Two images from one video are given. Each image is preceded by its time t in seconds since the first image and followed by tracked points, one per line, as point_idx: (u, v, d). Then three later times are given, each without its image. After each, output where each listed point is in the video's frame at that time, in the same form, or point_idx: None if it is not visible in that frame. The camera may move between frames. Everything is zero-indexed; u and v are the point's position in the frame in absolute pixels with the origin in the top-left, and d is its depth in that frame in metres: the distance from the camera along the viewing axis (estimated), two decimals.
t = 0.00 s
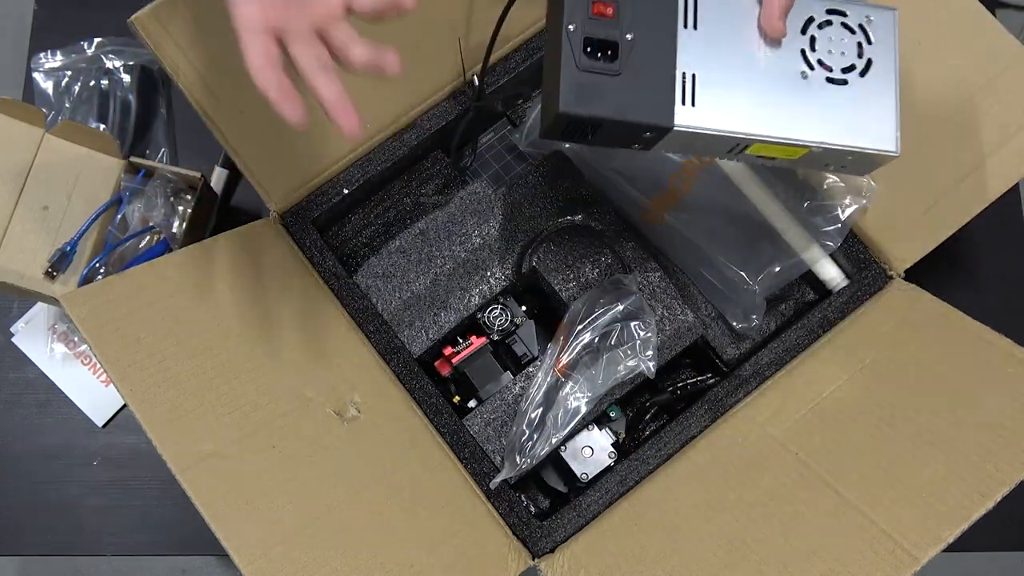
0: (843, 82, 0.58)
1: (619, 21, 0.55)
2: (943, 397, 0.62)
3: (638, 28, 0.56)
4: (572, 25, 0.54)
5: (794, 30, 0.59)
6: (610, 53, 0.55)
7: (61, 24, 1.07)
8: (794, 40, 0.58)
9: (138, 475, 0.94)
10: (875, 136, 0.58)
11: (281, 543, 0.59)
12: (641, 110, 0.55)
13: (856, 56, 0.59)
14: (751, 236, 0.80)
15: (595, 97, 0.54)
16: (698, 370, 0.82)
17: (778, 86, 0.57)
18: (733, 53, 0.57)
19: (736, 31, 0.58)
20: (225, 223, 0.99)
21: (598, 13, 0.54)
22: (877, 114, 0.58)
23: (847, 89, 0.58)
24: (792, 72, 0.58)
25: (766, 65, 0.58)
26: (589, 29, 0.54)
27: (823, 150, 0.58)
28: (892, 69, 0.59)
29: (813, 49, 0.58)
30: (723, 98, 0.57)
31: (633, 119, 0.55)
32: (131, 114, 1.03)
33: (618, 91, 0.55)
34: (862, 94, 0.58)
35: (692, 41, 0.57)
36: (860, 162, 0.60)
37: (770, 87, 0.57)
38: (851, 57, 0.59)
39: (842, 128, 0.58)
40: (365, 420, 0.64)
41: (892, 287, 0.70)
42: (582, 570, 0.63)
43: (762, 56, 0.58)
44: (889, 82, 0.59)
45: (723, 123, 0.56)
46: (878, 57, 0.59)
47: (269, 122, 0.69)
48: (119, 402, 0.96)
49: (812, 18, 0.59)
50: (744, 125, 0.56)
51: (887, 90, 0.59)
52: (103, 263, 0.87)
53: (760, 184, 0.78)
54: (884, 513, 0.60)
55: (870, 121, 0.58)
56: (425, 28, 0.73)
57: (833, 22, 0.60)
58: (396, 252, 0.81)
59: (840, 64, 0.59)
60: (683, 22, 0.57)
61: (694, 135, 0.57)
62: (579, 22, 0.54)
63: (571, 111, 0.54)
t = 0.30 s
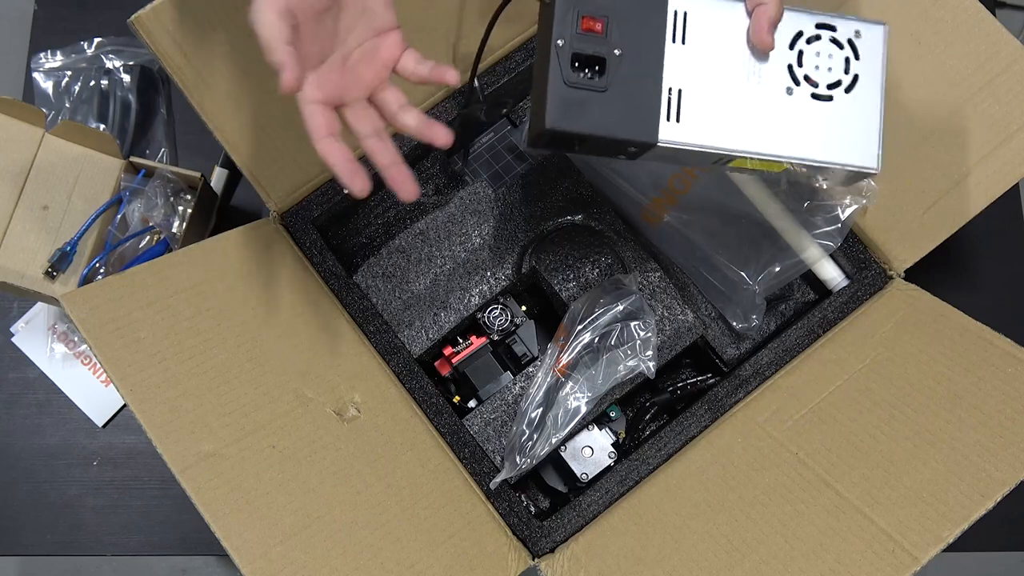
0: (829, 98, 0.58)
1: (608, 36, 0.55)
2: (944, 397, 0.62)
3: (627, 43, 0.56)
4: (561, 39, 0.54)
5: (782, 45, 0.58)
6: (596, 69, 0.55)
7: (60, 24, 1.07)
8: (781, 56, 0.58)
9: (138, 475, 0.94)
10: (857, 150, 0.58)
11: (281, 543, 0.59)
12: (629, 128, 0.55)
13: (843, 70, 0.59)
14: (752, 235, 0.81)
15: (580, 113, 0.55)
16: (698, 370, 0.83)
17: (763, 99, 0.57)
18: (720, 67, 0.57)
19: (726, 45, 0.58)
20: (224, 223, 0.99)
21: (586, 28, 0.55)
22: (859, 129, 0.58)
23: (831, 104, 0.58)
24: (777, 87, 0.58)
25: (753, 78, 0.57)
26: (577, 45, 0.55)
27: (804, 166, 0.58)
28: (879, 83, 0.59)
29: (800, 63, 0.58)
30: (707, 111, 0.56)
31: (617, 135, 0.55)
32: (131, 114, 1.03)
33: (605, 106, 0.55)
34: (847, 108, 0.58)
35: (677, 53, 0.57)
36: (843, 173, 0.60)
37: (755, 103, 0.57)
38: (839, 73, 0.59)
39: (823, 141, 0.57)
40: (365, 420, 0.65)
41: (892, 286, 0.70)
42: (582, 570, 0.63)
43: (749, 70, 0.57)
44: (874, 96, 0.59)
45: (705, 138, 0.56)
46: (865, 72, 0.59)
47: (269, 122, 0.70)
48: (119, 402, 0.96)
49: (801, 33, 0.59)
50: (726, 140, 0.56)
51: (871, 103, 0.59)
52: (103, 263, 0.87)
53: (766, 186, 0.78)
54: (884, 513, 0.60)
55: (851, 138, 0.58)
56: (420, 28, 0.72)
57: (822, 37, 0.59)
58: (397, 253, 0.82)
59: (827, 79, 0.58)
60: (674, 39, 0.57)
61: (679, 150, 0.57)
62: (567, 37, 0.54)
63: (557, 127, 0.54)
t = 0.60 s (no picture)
0: (800, 116, 0.58)
1: (582, 45, 0.57)
2: (944, 398, 0.62)
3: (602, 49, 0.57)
4: (534, 47, 0.56)
5: (757, 61, 0.58)
6: (567, 76, 0.56)
7: (61, 24, 1.07)
8: (755, 70, 0.58)
9: (138, 475, 0.94)
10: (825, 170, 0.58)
11: (281, 543, 0.59)
12: (599, 138, 0.56)
13: (818, 89, 0.58)
14: (751, 232, 0.80)
15: (548, 122, 0.56)
16: (698, 369, 0.83)
17: (734, 114, 0.57)
18: (692, 80, 0.57)
19: (700, 57, 0.58)
20: (225, 223, 1.00)
21: (561, 36, 0.56)
22: (830, 147, 0.58)
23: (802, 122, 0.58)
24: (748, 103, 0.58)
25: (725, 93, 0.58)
26: (550, 53, 0.56)
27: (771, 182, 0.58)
28: (853, 103, 0.59)
29: (775, 79, 0.58)
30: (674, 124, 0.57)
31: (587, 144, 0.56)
32: (131, 114, 1.03)
33: (573, 116, 0.56)
34: (819, 126, 0.58)
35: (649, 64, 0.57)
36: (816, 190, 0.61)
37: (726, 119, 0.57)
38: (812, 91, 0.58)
39: (792, 160, 0.57)
40: (365, 419, 0.65)
41: (891, 286, 0.70)
42: (582, 570, 0.63)
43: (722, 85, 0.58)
44: (849, 116, 0.58)
45: (671, 152, 0.57)
46: (840, 92, 0.59)
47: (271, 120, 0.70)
48: (119, 402, 0.96)
49: (778, 50, 0.59)
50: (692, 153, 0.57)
51: (843, 124, 0.58)
52: (103, 263, 0.87)
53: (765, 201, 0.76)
54: (884, 513, 0.60)
55: (822, 159, 0.58)
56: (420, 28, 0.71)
57: (799, 54, 0.59)
58: (397, 253, 0.82)
59: (801, 97, 0.58)
60: (647, 49, 0.57)
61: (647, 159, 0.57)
62: (541, 44, 0.56)
63: (523, 133, 0.56)
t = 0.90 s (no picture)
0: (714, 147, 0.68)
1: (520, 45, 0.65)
2: (944, 399, 0.62)
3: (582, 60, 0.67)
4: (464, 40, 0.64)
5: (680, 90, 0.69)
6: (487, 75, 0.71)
7: (61, 24, 1.07)
8: (676, 98, 0.69)
9: (138, 475, 0.94)
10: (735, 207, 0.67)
11: (280, 543, 0.59)
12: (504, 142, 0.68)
13: (737, 125, 0.69)
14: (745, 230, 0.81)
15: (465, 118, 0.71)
16: (698, 370, 0.82)
17: (648, 136, 0.67)
18: (614, 100, 0.68)
19: (626, 74, 0.68)
20: (224, 222, 1.00)
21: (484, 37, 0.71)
22: (745, 186, 0.67)
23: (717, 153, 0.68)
24: (665, 126, 0.68)
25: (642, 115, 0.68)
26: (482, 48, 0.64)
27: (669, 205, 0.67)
28: (770, 139, 0.69)
29: (694, 108, 0.69)
30: (587, 135, 0.67)
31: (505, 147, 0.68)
32: (131, 114, 1.03)
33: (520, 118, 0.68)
34: (733, 158, 0.68)
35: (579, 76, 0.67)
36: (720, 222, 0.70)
37: (647, 148, 0.67)
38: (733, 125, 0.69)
39: (699, 186, 0.67)
40: (365, 419, 0.65)
41: (892, 285, 0.71)
42: (582, 570, 0.63)
43: (640, 105, 0.68)
44: (760, 152, 0.69)
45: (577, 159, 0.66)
46: (758, 129, 0.69)
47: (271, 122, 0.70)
48: (119, 402, 0.96)
49: (703, 81, 0.69)
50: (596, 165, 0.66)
51: (757, 158, 0.69)
52: (103, 263, 0.87)
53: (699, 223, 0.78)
54: (884, 513, 0.60)
55: (735, 195, 0.67)
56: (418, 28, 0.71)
57: (722, 87, 0.69)
58: (396, 252, 0.82)
59: (717, 129, 0.68)
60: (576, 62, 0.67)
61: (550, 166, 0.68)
62: (465, 46, 0.72)
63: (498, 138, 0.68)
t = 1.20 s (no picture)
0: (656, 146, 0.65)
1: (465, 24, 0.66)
2: (943, 400, 0.62)
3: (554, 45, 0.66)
4: (424, 15, 0.67)
5: (631, 85, 0.66)
6: (445, 49, 0.66)
7: (61, 24, 1.07)
8: (627, 93, 0.66)
9: (138, 475, 0.94)
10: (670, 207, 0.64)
11: (280, 543, 0.59)
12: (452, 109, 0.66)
13: (685, 127, 0.65)
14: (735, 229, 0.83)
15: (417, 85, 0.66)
16: (698, 369, 0.82)
17: (592, 127, 0.65)
18: (565, 85, 0.66)
19: (578, 63, 0.66)
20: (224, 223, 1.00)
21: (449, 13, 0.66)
22: (680, 189, 0.64)
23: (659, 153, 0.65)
24: (608, 118, 0.65)
25: (590, 103, 0.65)
26: (436, 23, 0.66)
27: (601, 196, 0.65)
28: (716, 147, 0.65)
29: (643, 106, 0.65)
30: (535, 121, 0.65)
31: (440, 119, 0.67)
32: (131, 114, 1.03)
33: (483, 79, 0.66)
34: (674, 158, 0.65)
35: (530, 59, 0.66)
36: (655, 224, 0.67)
37: (592, 138, 0.65)
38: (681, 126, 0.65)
39: (633, 182, 0.64)
40: (365, 419, 0.65)
41: (892, 285, 0.70)
42: (582, 570, 0.63)
43: (588, 94, 0.65)
44: (707, 153, 0.65)
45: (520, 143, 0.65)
46: (706, 135, 0.65)
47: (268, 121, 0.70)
48: (119, 402, 0.96)
49: (657, 77, 0.66)
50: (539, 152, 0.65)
51: (699, 163, 0.65)
52: (103, 263, 0.87)
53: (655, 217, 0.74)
54: (884, 513, 0.60)
55: (669, 196, 0.64)
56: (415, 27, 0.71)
57: (677, 87, 0.66)
58: (396, 253, 0.81)
59: (663, 127, 0.65)
60: (530, 44, 0.66)
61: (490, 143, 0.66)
62: (430, 13, 0.66)
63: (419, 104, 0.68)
